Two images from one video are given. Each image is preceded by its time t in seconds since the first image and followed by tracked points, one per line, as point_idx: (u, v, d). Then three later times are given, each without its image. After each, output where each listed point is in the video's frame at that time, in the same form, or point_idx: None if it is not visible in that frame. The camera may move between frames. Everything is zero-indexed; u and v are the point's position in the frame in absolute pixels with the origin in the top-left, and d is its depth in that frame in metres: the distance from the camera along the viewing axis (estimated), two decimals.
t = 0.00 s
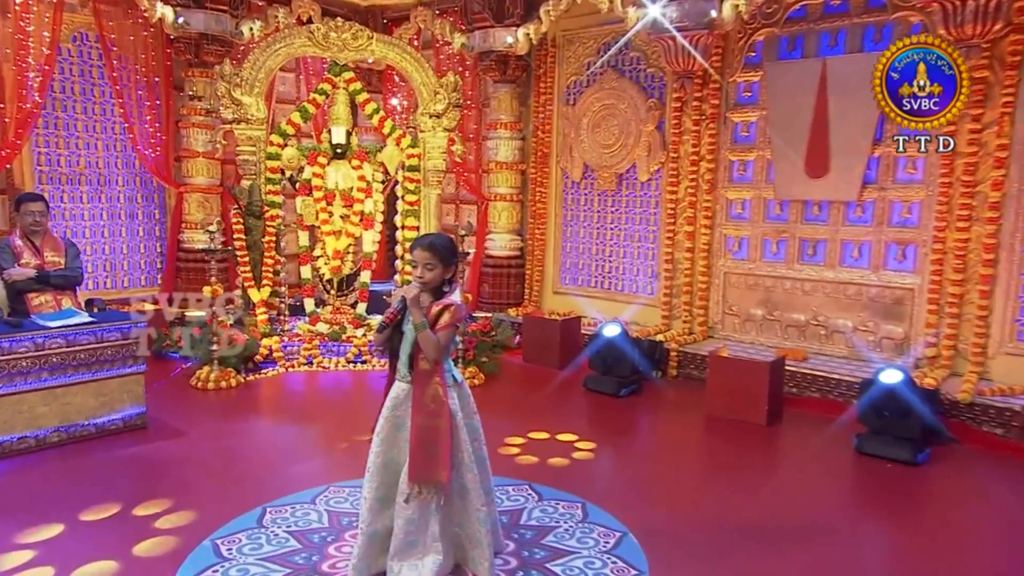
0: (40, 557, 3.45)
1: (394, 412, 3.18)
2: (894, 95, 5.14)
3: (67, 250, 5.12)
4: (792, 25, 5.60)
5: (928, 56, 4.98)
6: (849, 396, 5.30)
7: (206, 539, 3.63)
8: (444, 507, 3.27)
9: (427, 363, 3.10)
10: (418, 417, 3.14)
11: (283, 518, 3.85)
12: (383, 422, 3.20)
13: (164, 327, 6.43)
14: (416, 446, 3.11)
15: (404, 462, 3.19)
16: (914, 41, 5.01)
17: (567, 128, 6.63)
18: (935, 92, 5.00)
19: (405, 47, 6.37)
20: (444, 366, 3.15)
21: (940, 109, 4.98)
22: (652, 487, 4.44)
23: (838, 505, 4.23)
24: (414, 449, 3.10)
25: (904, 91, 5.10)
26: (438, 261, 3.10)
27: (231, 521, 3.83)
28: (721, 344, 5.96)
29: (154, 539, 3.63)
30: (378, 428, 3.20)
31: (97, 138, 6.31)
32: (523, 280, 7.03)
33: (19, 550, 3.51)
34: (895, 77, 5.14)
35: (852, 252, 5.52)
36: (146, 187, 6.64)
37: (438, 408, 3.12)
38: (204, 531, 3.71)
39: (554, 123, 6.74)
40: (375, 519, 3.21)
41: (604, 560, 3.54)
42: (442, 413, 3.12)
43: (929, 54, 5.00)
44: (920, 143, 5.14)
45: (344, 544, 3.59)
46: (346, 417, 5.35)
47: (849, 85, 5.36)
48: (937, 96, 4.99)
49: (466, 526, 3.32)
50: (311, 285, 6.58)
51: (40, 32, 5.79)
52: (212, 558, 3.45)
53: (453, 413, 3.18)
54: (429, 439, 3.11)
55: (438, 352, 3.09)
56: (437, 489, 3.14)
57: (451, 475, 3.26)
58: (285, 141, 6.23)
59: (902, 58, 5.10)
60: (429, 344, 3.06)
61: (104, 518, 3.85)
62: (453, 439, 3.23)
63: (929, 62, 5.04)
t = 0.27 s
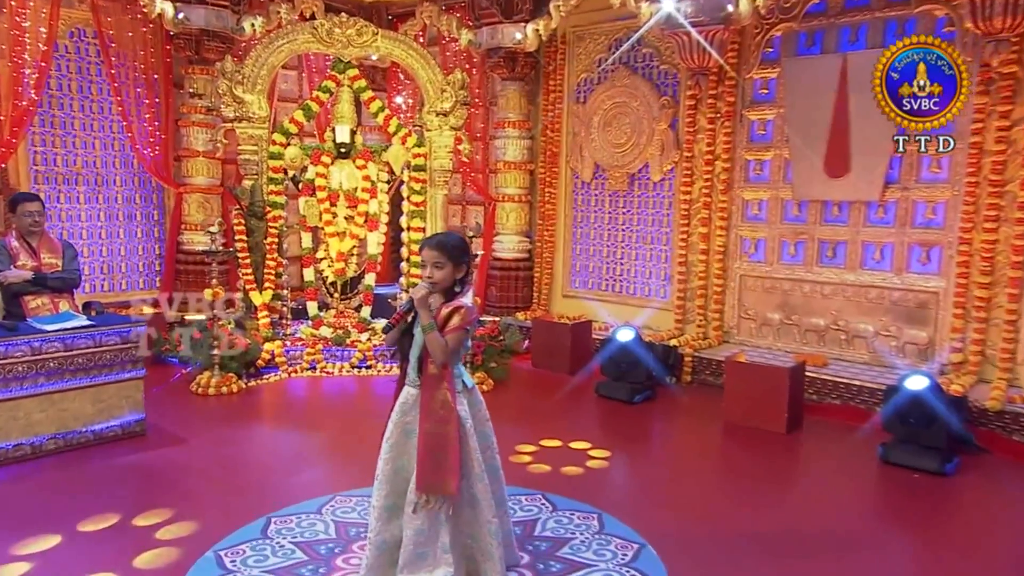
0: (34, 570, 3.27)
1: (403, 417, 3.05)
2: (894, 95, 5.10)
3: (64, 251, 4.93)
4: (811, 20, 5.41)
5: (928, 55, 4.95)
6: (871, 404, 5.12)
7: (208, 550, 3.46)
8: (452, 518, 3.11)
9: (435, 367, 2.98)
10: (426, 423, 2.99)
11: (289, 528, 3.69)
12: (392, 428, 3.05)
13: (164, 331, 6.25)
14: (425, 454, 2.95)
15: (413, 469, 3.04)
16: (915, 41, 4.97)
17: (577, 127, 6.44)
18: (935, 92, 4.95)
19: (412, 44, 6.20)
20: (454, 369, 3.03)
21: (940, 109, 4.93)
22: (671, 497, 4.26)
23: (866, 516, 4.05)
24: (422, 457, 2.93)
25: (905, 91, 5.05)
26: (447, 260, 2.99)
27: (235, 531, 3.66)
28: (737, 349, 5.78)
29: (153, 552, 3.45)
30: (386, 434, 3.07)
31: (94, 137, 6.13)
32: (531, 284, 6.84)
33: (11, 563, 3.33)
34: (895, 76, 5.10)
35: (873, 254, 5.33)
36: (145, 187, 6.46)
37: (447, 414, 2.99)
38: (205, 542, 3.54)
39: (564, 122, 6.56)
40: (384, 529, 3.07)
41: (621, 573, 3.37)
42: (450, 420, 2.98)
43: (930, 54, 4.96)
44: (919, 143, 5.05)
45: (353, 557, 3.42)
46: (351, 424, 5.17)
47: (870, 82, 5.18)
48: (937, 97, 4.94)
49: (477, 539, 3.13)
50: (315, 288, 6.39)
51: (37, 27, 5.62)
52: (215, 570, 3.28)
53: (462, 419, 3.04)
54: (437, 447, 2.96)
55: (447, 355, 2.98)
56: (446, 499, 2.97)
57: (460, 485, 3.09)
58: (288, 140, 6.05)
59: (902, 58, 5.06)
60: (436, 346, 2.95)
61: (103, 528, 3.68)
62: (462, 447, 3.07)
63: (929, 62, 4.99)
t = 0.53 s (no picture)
0: None
1: (413, 423, 2.94)
2: (894, 95, 5.02)
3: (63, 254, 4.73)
4: (833, 14, 5.23)
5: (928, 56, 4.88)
6: (897, 411, 4.94)
7: (212, 563, 3.29)
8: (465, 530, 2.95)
9: (446, 370, 2.88)
10: (437, 430, 2.87)
11: (296, 539, 3.52)
12: (403, 434, 2.94)
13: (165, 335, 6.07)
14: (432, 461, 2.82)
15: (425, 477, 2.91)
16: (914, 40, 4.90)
17: (589, 126, 6.27)
18: (935, 92, 4.88)
19: (419, 41, 6.04)
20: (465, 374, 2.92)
21: (940, 109, 4.86)
22: (692, 507, 4.08)
23: (897, 528, 3.87)
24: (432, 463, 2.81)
25: (904, 91, 4.97)
26: (459, 261, 2.90)
27: (241, 543, 3.49)
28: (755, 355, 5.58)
29: (154, 566, 3.27)
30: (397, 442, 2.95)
31: (93, 136, 5.96)
32: (541, 287, 6.65)
33: None
34: (895, 77, 5.02)
35: (898, 256, 5.15)
36: (144, 188, 6.28)
37: (458, 419, 2.88)
38: (209, 555, 3.36)
39: (575, 121, 6.38)
40: (395, 540, 2.92)
41: None
42: (461, 426, 2.86)
43: (930, 54, 4.89)
44: (919, 143, 4.95)
45: (363, 570, 3.25)
46: (357, 431, 4.99)
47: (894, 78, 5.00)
48: (937, 97, 4.87)
49: (491, 553, 2.96)
50: (319, 291, 6.19)
51: (35, 23, 5.45)
52: None
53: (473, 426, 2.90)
54: (447, 454, 2.84)
55: (458, 358, 2.88)
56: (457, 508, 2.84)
57: (472, 495, 2.94)
58: (292, 139, 5.89)
59: (902, 58, 4.97)
60: (447, 349, 2.86)
61: (103, 540, 3.50)
62: (474, 455, 2.93)
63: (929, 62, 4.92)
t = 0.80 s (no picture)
0: None
1: (425, 429, 2.85)
2: (894, 94, 4.89)
3: (63, 255, 4.55)
4: (854, 8, 5.07)
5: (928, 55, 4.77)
6: (922, 418, 4.77)
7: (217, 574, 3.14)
8: (479, 541, 2.86)
9: (459, 374, 2.78)
10: (450, 436, 2.77)
11: (303, 549, 3.37)
12: (415, 441, 2.85)
13: (166, 339, 5.92)
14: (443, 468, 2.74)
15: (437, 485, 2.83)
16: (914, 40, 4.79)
17: (601, 125, 6.11)
18: (935, 92, 4.79)
19: (427, 37, 5.89)
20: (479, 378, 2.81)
21: (940, 110, 4.77)
22: (713, 517, 3.91)
23: (929, 540, 3.70)
24: (444, 471, 2.74)
25: (905, 91, 4.85)
26: (473, 261, 2.79)
27: (247, 552, 3.34)
28: (773, 360, 5.41)
29: None
30: (408, 448, 2.87)
31: (93, 134, 5.81)
32: (552, 289, 6.49)
33: None
34: (895, 77, 4.90)
35: (922, 258, 4.98)
36: (145, 188, 6.11)
37: (471, 425, 2.77)
38: (213, 566, 3.21)
39: (586, 120, 6.22)
40: (407, 551, 2.86)
41: None
42: (474, 433, 2.75)
43: (930, 54, 4.80)
44: (919, 144, 4.85)
45: None
46: (364, 436, 4.84)
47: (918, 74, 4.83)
48: (937, 97, 4.77)
49: (506, 564, 2.89)
50: (324, 294, 6.02)
51: (34, 19, 5.31)
52: None
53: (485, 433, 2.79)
54: (459, 461, 2.74)
55: (472, 362, 2.77)
56: (469, 517, 2.77)
57: (487, 503, 2.86)
58: (296, 138, 5.73)
59: (902, 58, 4.86)
60: (460, 352, 2.75)
61: (103, 550, 3.35)
62: (488, 462, 2.83)
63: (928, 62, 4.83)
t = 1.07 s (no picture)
0: None
1: (438, 436, 2.76)
2: (893, 95, 4.81)
3: (60, 256, 4.36)
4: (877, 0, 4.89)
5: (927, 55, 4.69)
6: (950, 427, 4.58)
7: None
8: (494, 552, 2.77)
9: (474, 379, 2.69)
10: (464, 442, 2.69)
11: (309, 562, 3.20)
12: (427, 448, 2.77)
13: (165, 343, 5.73)
14: (457, 477, 2.67)
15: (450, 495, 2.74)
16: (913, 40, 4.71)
17: (613, 123, 5.92)
18: (934, 92, 4.69)
19: (434, 33, 5.72)
20: (493, 384, 2.73)
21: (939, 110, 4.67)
22: (736, 528, 3.74)
23: (965, 553, 3.52)
24: (458, 480, 2.66)
25: (904, 91, 4.77)
26: (487, 261, 2.71)
27: (251, 565, 3.17)
28: (792, 366, 5.22)
29: None
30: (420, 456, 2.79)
31: (89, 133, 5.63)
32: (561, 293, 6.31)
33: None
34: (895, 77, 4.81)
35: (948, 260, 4.79)
36: (143, 188, 5.93)
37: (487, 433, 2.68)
38: None
39: (597, 118, 6.04)
40: (419, 564, 2.77)
41: None
42: (490, 440, 2.67)
43: (930, 54, 4.70)
44: (918, 144, 4.75)
45: None
46: (369, 444, 4.66)
47: (944, 69, 4.65)
48: (936, 97, 4.68)
49: None
50: (327, 296, 5.82)
51: (29, 13, 5.14)
52: None
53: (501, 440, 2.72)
54: (475, 470, 2.66)
55: (486, 367, 2.67)
56: (485, 528, 2.68)
57: (502, 513, 2.78)
58: (299, 136, 5.56)
59: (901, 58, 4.78)
60: (474, 356, 2.65)
61: (99, 564, 3.17)
62: (503, 471, 2.75)
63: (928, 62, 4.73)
